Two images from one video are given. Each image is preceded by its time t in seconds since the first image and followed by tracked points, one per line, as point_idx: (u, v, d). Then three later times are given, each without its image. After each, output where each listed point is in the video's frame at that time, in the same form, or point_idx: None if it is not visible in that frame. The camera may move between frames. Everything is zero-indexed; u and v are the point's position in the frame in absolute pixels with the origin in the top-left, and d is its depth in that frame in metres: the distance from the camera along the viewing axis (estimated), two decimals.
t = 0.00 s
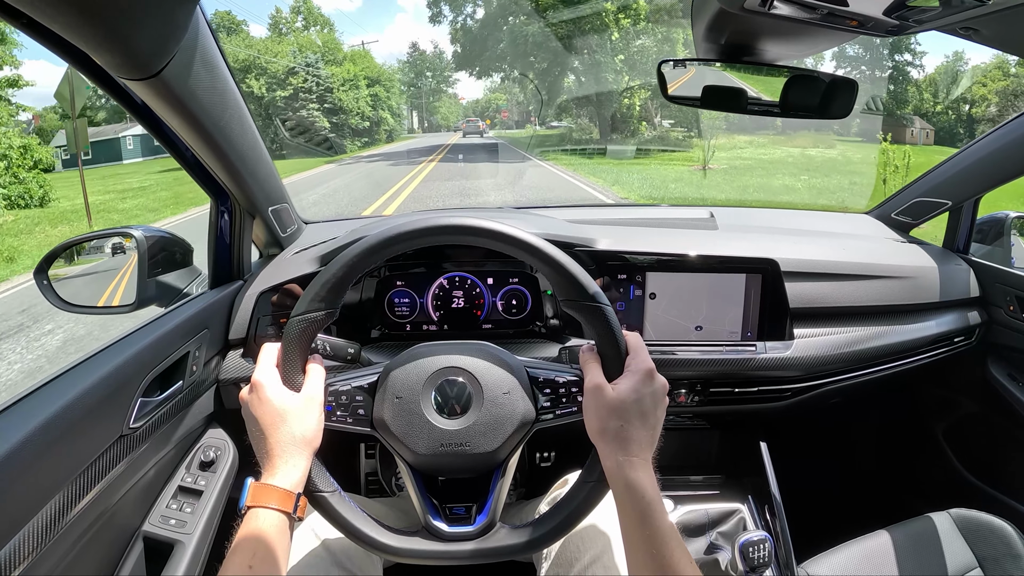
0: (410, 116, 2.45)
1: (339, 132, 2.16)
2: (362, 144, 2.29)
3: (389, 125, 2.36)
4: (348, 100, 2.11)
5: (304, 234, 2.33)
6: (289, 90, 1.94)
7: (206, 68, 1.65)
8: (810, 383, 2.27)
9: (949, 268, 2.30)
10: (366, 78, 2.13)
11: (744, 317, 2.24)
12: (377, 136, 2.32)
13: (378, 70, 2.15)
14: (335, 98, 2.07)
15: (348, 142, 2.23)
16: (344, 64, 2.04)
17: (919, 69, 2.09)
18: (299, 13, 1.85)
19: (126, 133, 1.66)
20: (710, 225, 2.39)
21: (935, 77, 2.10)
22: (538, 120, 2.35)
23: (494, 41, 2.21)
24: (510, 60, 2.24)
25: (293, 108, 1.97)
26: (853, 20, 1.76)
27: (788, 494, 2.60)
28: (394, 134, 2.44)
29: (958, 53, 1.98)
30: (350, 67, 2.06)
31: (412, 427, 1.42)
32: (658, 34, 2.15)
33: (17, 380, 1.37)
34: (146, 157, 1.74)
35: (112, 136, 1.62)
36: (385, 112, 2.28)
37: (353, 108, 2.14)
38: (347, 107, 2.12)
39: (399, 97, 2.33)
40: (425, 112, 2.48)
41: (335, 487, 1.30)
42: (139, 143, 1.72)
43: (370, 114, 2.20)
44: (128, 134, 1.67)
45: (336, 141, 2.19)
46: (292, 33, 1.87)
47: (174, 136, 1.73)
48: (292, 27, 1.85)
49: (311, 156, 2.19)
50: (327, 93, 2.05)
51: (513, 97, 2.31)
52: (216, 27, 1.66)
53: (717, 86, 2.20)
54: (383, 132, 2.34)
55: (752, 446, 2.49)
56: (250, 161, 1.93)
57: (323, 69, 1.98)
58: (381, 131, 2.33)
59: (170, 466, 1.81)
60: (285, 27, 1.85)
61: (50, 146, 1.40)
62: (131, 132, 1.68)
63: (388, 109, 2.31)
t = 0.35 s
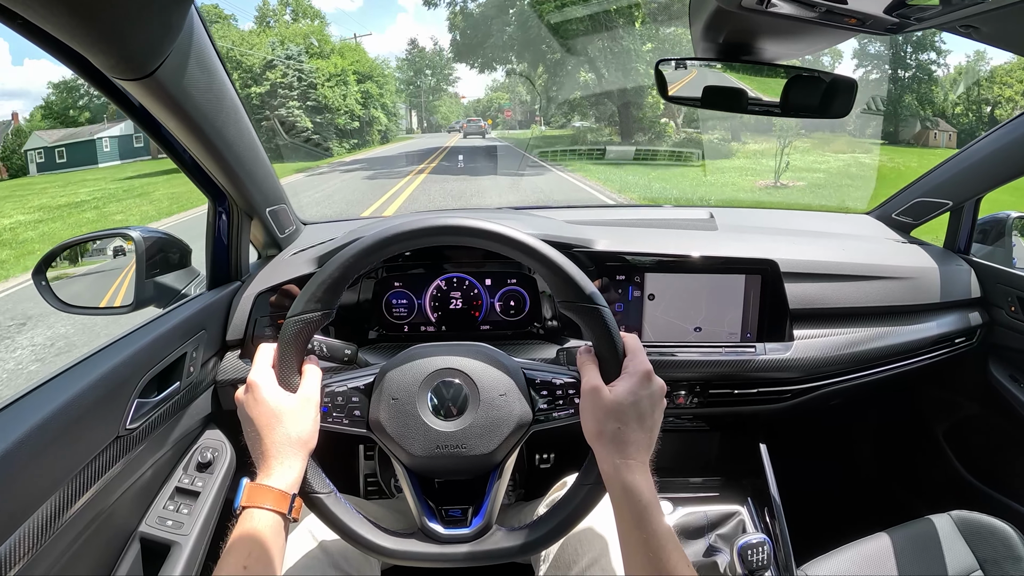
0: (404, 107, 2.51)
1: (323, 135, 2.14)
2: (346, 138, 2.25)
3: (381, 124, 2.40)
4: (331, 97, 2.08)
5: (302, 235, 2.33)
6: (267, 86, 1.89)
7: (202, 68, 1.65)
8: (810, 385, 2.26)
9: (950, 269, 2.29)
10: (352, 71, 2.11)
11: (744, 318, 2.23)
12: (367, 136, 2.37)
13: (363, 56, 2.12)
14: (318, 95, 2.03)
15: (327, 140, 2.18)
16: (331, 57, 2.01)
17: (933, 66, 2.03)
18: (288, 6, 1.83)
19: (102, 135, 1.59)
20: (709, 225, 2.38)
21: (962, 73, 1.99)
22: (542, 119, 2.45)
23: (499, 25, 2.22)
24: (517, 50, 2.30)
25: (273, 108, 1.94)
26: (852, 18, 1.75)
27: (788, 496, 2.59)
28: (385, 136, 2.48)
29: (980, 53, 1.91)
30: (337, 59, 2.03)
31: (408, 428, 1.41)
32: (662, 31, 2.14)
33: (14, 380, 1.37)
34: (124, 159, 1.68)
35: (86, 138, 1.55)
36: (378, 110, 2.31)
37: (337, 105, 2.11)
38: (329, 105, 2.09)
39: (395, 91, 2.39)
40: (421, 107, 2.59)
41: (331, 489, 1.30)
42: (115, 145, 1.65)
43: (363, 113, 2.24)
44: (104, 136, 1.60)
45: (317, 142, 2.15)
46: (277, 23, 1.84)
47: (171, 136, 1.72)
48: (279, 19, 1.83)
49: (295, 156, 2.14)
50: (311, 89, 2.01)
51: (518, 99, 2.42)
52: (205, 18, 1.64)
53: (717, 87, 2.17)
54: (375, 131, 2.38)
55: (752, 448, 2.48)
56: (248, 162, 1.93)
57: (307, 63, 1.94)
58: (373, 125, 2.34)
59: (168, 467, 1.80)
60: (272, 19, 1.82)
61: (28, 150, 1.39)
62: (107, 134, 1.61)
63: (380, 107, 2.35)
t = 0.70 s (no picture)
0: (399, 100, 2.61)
1: (307, 132, 2.14)
2: (329, 134, 2.25)
3: (373, 123, 2.49)
4: (313, 92, 2.08)
5: (304, 234, 2.33)
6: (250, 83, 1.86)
7: (205, 66, 1.65)
8: (810, 386, 2.25)
9: (951, 270, 2.29)
10: (337, 65, 2.17)
11: (744, 319, 2.23)
12: (358, 134, 2.44)
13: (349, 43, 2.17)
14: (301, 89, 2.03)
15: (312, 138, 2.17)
16: (316, 49, 2.05)
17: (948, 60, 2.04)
18: None
19: (77, 136, 1.50)
20: (710, 225, 2.39)
21: (985, 76, 2.05)
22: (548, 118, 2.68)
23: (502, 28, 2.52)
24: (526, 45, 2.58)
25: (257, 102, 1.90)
26: (854, 19, 1.74)
27: (788, 496, 2.59)
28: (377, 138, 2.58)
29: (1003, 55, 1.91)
30: (323, 51, 2.08)
31: (409, 427, 1.41)
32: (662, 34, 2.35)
33: (14, 379, 1.37)
34: (101, 162, 1.60)
35: (60, 140, 1.46)
36: (368, 107, 2.39)
37: (319, 101, 2.13)
38: (312, 101, 2.09)
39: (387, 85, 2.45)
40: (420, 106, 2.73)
41: (332, 487, 1.30)
42: (92, 147, 1.57)
43: (351, 112, 2.32)
44: (80, 137, 1.51)
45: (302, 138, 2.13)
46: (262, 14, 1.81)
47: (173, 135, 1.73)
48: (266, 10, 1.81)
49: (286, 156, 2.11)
50: (290, 84, 1.98)
51: (523, 99, 2.69)
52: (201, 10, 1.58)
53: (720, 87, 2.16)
54: (367, 130, 2.47)
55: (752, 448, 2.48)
56: (250, 160, 1.93)
57: (289, 55, 1.95)
58: (361, 121, 2.40)
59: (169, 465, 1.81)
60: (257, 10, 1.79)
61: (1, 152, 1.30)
62: (83, 135, 1.52)
63: (368, 105, 2.41)
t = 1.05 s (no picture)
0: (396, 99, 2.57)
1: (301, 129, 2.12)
2: (308, 133, 2.17)
3: (365, 124, 2.39)
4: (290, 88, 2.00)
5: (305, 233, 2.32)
6: (250, 82, 1.85)
7: (207, 65, 1.65)
8: (812, 388, 2.25)
9: (953, 272, 2.28)
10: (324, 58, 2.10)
11: (746, 320, 2.22)
12: (347, 136, 2.36)
13: (338, 35, 2.10)
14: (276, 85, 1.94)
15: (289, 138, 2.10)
16: (297, 40, 1.97)
17: (952, 73, 2.00)
18: None
19: (49, 138, 1.44)
20: (711, 226, 2.39)
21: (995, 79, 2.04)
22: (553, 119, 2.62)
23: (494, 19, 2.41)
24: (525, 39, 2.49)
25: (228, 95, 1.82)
26: (857, 20, 1.74)
27: (789, 498, 2.58)
28: (370, 141, 2.50)
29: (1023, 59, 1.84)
30: (304, 43, 1.99)
31: (410, 428, 1.41)
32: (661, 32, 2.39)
33: (14, 376, 1.36)
34: (76, 166, 1.53)
35: (32, 143, 1.40)
36: (356, 105, 2.30)
37: (298, 99, 2.04)
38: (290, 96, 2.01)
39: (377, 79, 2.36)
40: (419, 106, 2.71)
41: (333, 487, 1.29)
42: (67, 151, 1.51)
43: (338, 111, 2.24)
44: (53, 139, 1.46)
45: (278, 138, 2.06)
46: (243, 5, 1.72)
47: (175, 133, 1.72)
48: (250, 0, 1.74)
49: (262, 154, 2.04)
50: (265, 79, 1.90)
51: (527, 100, 2.55)
52: None
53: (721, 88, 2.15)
54: (358, 131, 2.38)
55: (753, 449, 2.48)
56: (251, 159, 1.93)
57: (265, 47, 1.86)
58: (351, 122, 2.32)
59: (169, 463, 1.81)
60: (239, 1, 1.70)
61: None
62: (55, 137, 1.46)
63: (357, 105, 2.32)
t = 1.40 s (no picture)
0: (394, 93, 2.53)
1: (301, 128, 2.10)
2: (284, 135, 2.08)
3: (353, 121, 2.36)
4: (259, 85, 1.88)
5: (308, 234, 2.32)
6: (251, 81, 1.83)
7: (212, 65, 1.65)
8: (815, 388, 2.25)
9: (955, 274, 2.28)
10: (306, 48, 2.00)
11: (749, 322, 2.22)
12: (335, 135, 2.31)
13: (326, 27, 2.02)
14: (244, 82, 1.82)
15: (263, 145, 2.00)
16: (274, 29, 1.86)
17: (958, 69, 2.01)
18: None
19: (18, 141, 1.35)
20: (715, 228, 2.39)
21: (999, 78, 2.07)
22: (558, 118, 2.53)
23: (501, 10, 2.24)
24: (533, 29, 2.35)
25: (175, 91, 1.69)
26: (862, 21, 1.73)
27: (792, 500, 2.58)
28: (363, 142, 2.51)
29: None
30: (281, 32, 1.89)
31: (414, 429, 1.41)
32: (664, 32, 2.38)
33: (16, 376, 1.37)
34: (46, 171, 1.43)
35: None
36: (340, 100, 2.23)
37: (270, 94, 1.93)
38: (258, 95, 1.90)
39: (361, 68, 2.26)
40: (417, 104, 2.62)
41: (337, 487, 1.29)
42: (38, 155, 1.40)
43: (320, 108, 2.16)
44: (24, 143, 1.36)
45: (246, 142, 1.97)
46: None
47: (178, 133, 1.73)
48: None
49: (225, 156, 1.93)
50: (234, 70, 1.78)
51: (532, 98, 2.47)
52: None
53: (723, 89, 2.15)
54: (346, 129, 2.34)
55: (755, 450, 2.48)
56: (254, 159, 1.92)
57: (235, 35, 1.73)
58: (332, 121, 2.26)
59: (172, 463, 1.80)
60: None
61: None
62: (24, 141, 1.36)
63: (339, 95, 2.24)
